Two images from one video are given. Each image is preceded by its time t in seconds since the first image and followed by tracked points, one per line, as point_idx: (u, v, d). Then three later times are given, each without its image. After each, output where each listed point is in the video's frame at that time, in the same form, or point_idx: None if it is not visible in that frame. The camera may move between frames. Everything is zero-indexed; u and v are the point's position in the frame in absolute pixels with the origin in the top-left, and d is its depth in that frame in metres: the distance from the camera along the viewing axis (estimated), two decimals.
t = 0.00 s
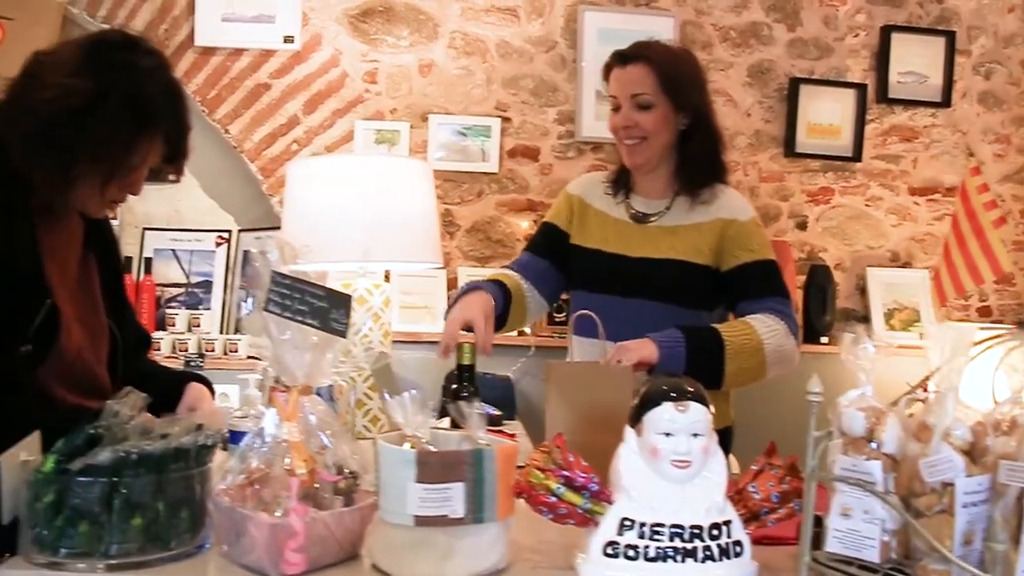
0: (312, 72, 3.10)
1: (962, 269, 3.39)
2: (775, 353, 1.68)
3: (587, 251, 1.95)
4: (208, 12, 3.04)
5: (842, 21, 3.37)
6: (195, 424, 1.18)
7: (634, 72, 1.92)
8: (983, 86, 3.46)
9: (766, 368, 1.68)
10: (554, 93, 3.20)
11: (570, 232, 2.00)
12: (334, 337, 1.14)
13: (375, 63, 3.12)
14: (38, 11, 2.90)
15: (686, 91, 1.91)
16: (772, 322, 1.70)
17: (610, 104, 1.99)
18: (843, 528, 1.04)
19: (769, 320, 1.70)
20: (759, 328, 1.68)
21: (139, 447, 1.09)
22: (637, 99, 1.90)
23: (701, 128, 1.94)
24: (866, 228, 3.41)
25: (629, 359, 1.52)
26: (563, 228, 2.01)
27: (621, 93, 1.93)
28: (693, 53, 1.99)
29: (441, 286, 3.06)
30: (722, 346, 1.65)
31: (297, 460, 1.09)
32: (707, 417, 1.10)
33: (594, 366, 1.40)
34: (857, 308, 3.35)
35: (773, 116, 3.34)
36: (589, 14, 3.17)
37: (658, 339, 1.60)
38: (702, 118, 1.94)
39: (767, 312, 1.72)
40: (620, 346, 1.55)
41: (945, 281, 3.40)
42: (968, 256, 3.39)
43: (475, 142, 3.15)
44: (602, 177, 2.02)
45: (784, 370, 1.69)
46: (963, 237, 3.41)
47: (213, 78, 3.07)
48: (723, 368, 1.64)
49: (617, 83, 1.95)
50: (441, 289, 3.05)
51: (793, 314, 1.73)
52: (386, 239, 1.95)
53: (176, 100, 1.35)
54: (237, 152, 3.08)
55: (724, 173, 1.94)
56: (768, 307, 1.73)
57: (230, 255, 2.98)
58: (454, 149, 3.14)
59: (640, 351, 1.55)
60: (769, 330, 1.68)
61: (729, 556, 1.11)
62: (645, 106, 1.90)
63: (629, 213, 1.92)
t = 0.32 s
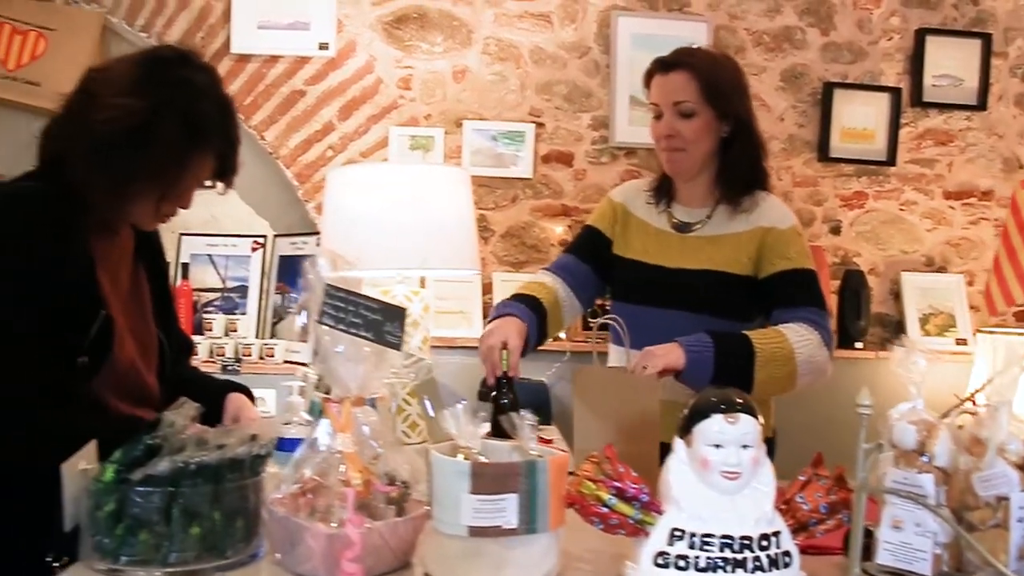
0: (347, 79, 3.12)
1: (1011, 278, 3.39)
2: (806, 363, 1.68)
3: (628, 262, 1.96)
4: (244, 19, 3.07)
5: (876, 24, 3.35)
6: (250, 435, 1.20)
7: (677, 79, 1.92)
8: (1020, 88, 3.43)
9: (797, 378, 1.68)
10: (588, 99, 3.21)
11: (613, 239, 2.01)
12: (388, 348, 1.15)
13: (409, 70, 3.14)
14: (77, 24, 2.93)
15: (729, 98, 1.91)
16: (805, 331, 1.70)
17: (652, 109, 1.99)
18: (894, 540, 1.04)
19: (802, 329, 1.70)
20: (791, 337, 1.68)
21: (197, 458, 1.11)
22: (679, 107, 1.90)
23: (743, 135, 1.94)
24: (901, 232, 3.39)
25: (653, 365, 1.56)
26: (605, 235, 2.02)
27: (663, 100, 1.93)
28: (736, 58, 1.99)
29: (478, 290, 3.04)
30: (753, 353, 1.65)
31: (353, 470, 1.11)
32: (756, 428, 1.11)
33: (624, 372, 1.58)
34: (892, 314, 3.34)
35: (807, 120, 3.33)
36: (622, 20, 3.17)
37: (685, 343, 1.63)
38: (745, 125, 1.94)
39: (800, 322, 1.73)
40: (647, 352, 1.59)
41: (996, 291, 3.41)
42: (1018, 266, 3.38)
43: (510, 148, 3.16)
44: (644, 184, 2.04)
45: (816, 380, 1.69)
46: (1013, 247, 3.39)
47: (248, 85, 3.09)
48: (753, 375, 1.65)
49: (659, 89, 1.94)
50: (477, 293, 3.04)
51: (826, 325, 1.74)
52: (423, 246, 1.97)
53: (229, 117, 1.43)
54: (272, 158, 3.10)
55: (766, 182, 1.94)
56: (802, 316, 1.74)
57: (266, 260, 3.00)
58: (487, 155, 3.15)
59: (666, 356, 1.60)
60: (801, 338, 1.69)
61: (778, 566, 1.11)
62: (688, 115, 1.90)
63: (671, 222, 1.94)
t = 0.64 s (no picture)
0: (392, 85, 3.15)
1: None
2: (843, 372, 1.67)
3: (676, 266, 1.99)
4: (290, 28, 3.12)
5: (922, 25, 3.33)
6: (316, 443, 1.22)
7: (728, 85, 1.93)
8: None
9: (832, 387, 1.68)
10: (631, 103, 3.21)
11: (658, 245, 2.05)
12: (453, 358, 1.20)
13: (453, 76, 3.17)
14: (128, 34, 3.00)
15: (781, 105, 1.91)
16: (843, 341, 1.69)
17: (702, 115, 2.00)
18: (955, 551, 1.05)
19: (837, 337, 1.69)
20: (828, 343, 1.67)
21: (266, 465, 1.14)
22: (731, 113, 1.91)
23: (794, 141, 1.95)
24: (948, 235, 3.36)
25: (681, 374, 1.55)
26: (651, 241, 2.06)
27: (714, 106, 1.94)
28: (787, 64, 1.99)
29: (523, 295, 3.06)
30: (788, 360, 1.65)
31: (419, 476, 1.13)
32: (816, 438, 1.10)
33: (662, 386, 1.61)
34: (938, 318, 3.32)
35: (851, 124, 3.32)
36: (666, 24, 3.17)
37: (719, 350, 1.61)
38: (796, 131, 1.95)
39: (840, 329, 1.72)
40: (678, 359, 1.58)
41: None
42: None
43: (553, 153, 3.18)
44: (692, 190, 2.06)
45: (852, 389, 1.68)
46: None
47: (295, 92, 3.14)
48: (788, 382, 1.64)
49: (710, 95, 1.95)
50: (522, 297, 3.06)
51: (867, 333, 1.73)
52: (469, 253, 1.99)
53: (288, 131, 1.46)
54: (318, 164, 3.14)
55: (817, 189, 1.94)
56: (843, 324, 1.73)
57: (312, 264, 3.03)
58: (531, 160, 3.17)
59: (698, 363, 1.58)
60: (837, 346, 1.68)
61: None
62: (740, 121, 1.91)
63: (719, 227, 1.95)
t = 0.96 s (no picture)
0: (441, 86, 3.18)
1: None
2: (877, 373, 1.65)
3: (724, 261, 2.00)
4: (340, 30, 3.15)
5: (974, 21, 3.30)
6: (386, 439, 1.24)
7: (785, 84, 1.93)
8: None
9: (865, 385, 1.66)
10: (679, 103, 3.21)
11: (706, 238, 2.07)
12: (523, 356, 1.22)
13: (501, 76, 3.19)
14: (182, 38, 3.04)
15: (837, 106, 1.91)
16: (877, 339, 1.67)
17: (756, 113, 1.99)
18: None
19: (873, 336, 1.67)
20: (861, 342, 1.65)
21: (338, 461, 1.15)
22: (787, 113, 1.91)
23: (847, 141, 1.95)
24: (1000, 234, 3.32)
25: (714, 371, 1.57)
26: (699, 234, 2.08)
27: (771, 105, 1.93)
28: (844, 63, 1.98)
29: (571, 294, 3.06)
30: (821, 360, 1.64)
31: (489, 472, 1.14)
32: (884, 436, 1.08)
33: (690, 381, 1.64)
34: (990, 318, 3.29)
35: (900, 122, 3.30)
36: (714, 24, 3.18)
37: (751, 349, 1.62)
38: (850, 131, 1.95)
39: (876, 329, 1.70)
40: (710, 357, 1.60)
41: None
42: None
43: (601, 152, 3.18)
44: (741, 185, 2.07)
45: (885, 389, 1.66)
46: None
47: (345, 93, 3.18)
48: (819, 382, 1.63)
49: (766, 93, 1.95)
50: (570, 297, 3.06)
51: (903, 333, 1.70)
52: (519, 253, 2.01)
53: (351, 132, 1.47)
54: (368, 164, 3.18)
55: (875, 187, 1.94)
56: (879, 323, 1.72)
57: (361, 263, 3.06)
58: (579, 160, 3.18)
59: (731, 362, 1.59)
60: (872, 345, 1.66)
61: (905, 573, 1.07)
62: (796, 121, 1.91)
63: (767, 224, 1.96)
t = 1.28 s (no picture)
0: (489, 87, 3.20)
1: None
2: (917, 372, 1.64)
3: (770, 262, 1.99)
4: (389, 33, 3.18)
5: None
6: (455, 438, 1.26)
7: (840, 87, 1.91)
8: None
9: (906, 385, 1.65)
10: (727, 104, 3.20)
11: (751, 239, 2.07)
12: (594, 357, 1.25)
13: (549, 78, 3.20)
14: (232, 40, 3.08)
15: (892, 108, 1.90)
16: (918, 339, 1.65)
17: (806, 115, 1.97)
18: None
19: (914, 336, 1.66)
20: (901, 342, 1.64)
21: (408, 460, 1.18)
22: (841, 115, 1.89)
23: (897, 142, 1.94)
24: None
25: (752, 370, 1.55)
26: (744, 236, 2.08)
27: (825, 106, 1.91)
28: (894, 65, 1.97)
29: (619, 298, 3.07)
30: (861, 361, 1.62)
31: (558, 471, 1.15)
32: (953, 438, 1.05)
33: (731, 379, 1.43)
34: None
35: (951, 123, 3.27)
36: (762, 25, 3.17)
37: (792, 351, 1.62)
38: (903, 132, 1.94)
39: (916, 329, 1.69)
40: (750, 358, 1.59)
41: None
42: None
43: (649, 154, 3.18)
44: (785, 186, 2.06)
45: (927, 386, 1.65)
46: None
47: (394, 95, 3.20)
48: (859, 384, 1.62)
49: (819, 95, 1.93)
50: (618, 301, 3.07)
51: (944, 332, 1.69)
52: (570, 253, 2.01)
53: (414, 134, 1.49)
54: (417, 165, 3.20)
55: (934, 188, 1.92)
56: (922, 322, 1.71)
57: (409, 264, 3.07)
58: (625, 161, 3.18)
59: (771, 362, 1.58)
60: (913, 346, 1.64)
61: None
62: (849, 123, 1.90)
63: (813, 225, 1.96)
